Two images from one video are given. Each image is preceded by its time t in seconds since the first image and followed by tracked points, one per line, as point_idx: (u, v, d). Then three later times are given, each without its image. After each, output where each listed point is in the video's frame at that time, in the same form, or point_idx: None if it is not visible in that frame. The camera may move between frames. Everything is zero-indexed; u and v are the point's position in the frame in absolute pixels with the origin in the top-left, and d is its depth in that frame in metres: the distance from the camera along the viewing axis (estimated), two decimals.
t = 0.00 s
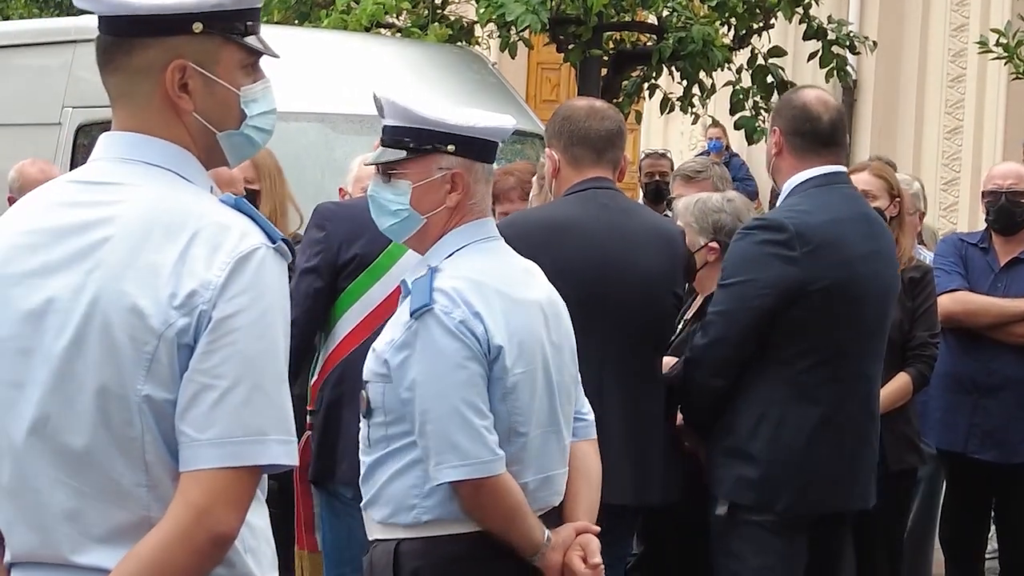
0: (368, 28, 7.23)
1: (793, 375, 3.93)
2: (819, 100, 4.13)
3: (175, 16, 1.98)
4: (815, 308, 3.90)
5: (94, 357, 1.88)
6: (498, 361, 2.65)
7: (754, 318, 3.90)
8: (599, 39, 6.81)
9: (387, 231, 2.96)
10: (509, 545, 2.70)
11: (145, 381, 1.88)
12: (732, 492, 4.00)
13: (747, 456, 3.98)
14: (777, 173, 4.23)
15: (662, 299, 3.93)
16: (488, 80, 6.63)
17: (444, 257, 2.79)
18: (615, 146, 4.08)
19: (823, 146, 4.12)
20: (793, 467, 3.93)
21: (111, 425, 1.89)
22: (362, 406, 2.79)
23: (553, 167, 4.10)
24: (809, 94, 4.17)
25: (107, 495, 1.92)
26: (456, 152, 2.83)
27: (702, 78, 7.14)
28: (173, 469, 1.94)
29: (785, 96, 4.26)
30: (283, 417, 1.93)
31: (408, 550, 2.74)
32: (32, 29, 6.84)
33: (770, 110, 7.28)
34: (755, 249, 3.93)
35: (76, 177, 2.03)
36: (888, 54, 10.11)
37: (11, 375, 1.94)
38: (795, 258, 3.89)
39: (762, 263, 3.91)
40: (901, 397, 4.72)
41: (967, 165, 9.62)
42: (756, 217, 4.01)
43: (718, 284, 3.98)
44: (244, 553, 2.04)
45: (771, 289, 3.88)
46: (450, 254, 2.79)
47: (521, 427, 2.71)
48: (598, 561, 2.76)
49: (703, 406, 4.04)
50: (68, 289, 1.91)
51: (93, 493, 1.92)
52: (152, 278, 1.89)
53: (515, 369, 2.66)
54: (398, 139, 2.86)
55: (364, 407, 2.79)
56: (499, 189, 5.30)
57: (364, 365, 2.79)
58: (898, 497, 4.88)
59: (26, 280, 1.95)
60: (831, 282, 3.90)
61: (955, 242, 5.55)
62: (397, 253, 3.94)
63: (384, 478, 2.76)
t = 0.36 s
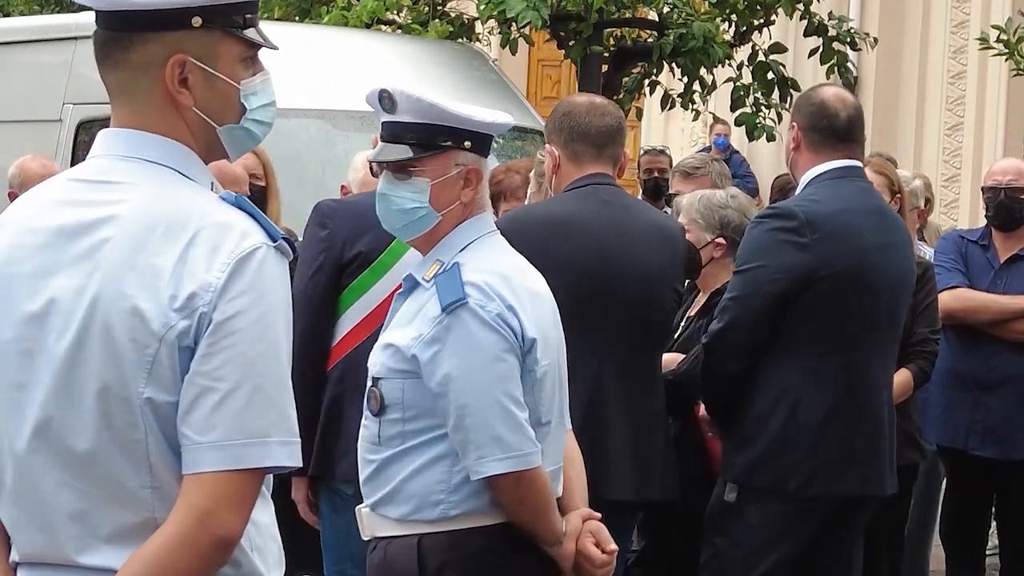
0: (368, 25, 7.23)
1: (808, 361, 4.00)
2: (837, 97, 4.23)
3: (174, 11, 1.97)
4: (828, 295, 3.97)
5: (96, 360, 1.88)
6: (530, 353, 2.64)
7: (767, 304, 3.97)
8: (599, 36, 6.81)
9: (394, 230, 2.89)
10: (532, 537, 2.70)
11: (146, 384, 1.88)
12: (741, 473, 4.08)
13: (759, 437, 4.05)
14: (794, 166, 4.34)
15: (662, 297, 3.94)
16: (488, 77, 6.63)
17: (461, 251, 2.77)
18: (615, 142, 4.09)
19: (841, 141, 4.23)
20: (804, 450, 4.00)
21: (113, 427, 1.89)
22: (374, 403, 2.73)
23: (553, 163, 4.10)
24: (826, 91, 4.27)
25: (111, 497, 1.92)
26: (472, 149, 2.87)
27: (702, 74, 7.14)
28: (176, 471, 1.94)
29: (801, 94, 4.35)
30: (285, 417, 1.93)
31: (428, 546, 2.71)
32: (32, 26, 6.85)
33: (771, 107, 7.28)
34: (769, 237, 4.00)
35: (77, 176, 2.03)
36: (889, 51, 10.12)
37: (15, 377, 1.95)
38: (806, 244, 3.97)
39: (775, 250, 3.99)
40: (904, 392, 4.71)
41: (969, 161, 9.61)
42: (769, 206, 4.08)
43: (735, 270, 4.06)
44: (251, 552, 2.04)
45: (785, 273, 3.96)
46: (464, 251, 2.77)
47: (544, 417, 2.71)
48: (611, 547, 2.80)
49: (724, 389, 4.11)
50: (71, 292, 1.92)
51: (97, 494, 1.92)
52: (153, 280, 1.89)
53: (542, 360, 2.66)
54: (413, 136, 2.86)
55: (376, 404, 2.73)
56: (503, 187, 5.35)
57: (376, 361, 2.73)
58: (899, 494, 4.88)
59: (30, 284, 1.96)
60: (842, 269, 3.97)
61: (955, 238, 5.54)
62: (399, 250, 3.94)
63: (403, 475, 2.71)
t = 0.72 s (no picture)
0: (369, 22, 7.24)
1: (818, 352, 4.02)
2: (839, 91, 4.25)
3: (179, 7, 1.98)
4: (816, 275, 4.01)
5: (102, 358, 1.89)
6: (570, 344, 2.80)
7: (760, 285, 4.01)
8: (599, 33, 6.81)
9: (411, 232, 2.90)
10: (562, 529, 2.86)
11: (152, 383, 1.89)
12: (738, 463, 4.10)
13: (757, 423, 4.08)
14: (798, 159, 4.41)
15: (666, 293, 3.95)
16: (489, 74, 6.64)
17: (480, 246, 2.87)
18: (616, 138, 4.10)
19: (842, 135, 4.25)
20: (800, 431, 4.03)
21: (119, 426, 1.90)
22: (406, 406, 2.76)
23: (554, 159, 4.11)
24: (830, 87, 4.31)
25: (114, 496, 1.92)
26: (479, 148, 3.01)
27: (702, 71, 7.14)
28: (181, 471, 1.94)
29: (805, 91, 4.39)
30: (291, 415, 1.94)
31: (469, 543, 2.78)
32: (32, 23, 6.84)
33: (772, 103, 7.27)
34: (762, 219, 4.06)
35: (77, 174, 2.03)
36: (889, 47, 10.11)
37: (19, 376, 1.94)
38: (797, 227, 4.02)
39: (769, 233, 4.03)
40: (905, 390, 4.72)
41: (970, 158, 9.61)
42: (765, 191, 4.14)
43: (729, 253, 4.10)
44: (255, 548, 2.05)
45: (775, 254, 4.01)
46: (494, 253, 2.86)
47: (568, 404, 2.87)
48: (611, 541, 3.02)
49: (719, 376, 4.13)
50: (77, 290, 1.92)
51: (101, 493, 1.92)
52: (160, 280, 1.89)
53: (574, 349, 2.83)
54: (430, 136, 2.94)
55: (409, 408, 2.76)
56: (506, 184, 5.39)
57: (409, 364, 2.77)
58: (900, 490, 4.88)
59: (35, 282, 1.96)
60: (839, 251, 4.02)
61: (954, 236, 5.55)
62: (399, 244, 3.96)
63: (442, 476, 2.77)
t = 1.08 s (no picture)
0: (369, 20, 7.24)
1: (827, 349, 4.04)
2: (838, 87, 4.26)
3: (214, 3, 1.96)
4: (818, 273, 4.01)
5: (138, 355, 1.89)
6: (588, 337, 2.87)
7: (768, 282, 4.02)
8: (600, 31, 6.81)
9: (428, 232, 2.90)
10: (579, 519, 2.92)
11: (188, 380, 1.90)
12: (745, 462, 4.12)
13: (764, 419, 4.09)
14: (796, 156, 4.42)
15: (667, 290, 3.93)
16: (490, 72, 6.65)
17: (489, 243, 2.90)
18: (621, 137, 4.10)
19: (841, 131, 4.26)
20: (806, 426, 4.04)
21: (150, 424, 1.90)
22: (432, 407, 2.79)
23: (561, 158, 4.12)
24: (829, 83, 4.31)
25: (139, 495, 1.92)
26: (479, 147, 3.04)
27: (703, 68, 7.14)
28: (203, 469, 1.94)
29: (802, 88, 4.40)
30: (308, 413, 1.96)
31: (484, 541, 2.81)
32: (32, 22, 6.85)
33: (772, 100, 7.27)
34: (763, 216, 4.08)
35: (92, 171, 2.01)
36: (890, 45, 10.12)
37: (45, 370, 1.92)
38: (799, 223, 4.03)
39: (775, 231, 4.04)
40: (906, 388, 4.73)
41: (971, 156, 9.62)
42: (764, 187, 4.15)
43: (735, 253, 4.11)
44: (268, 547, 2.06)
45: (779, 251, 4.01)
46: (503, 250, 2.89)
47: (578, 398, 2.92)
48: (606, 535, 3.11)
49: (726, 375, 4.13)
50: (111, 286, 1.91)
51: (123, 491, 1.91)
52: (200, 277, 1.90)
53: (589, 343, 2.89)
54: (434, 135, 2.95)
55: (434, 408, 2.79)
56: (507, 183, 5.39)
57: (434, 365, 2.79)
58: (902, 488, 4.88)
59: (61, 278, 1.94)
60: (844, 247, 4.03)
61: (954, 233, 5.55)
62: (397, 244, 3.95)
63: (469, 474, 2.80)
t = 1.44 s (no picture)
0: (373, 18, 7.25)
1: (830, 347, 4.04)
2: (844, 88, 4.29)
3: None
4: (828, 273, 4.02)
5: (166, 353, 1.83)
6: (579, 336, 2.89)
7: (771, 282, 4.04)
8: (604, 28, 6.81)
9: (424, 228, 2.90)
10: (575, 517, 2.93)
11: (221, 377, 1.84)
12: (750, 459, 4.13)
13: (769, 416, 4.12)
14: (800, 159, 4.37)
15: (677, 288, 3.94)
16: (493, 70, 6.65)
17: (485, 241, 2.92)
18: (627, 135, 4.10)
19: (849, 131, 4.28)
20: (810, 424, 4.06)
21: (174, 423, 1.83)
22: (420, 402, 2.82)
23: (567, 158, 4.14)
24: (833, 84, 4.34)
25: (162, 496, 1.85)
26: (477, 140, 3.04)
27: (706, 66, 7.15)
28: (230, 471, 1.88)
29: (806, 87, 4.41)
30: (373, 397, 1.90)
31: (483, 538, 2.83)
32: (36, 20, 6.86)
33: (776, 98, 7.27)
34: (773, 216, 4.09)
35: (104, 164, 1.94)
36: (893, 42, 10.11)
37: (62, 367, 1.85)
38: (808, 223, 4.03)
39: (782, 229, 4.05)
40: (910, 385, 4.74)
41: (973, 153, 9.61)
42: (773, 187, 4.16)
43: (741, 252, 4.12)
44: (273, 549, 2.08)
45: (788, 251, 4.03)
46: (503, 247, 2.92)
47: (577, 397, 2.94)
48: (608, 529, 3.12)
49: (729, 373, 4.14)
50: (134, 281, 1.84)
51: (142, 490, 1.84)
52: (230, 273, 1.84)
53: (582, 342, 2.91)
54: (426, 130, 2.94)
55: (423, 404, 2.83)
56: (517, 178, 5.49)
57: (422, 360, 2.83)
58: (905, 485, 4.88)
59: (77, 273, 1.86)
60: (846, 248, 4.03)
61: (957, 231, 5.55)
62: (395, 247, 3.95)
63: (458, 470, 2.82)
